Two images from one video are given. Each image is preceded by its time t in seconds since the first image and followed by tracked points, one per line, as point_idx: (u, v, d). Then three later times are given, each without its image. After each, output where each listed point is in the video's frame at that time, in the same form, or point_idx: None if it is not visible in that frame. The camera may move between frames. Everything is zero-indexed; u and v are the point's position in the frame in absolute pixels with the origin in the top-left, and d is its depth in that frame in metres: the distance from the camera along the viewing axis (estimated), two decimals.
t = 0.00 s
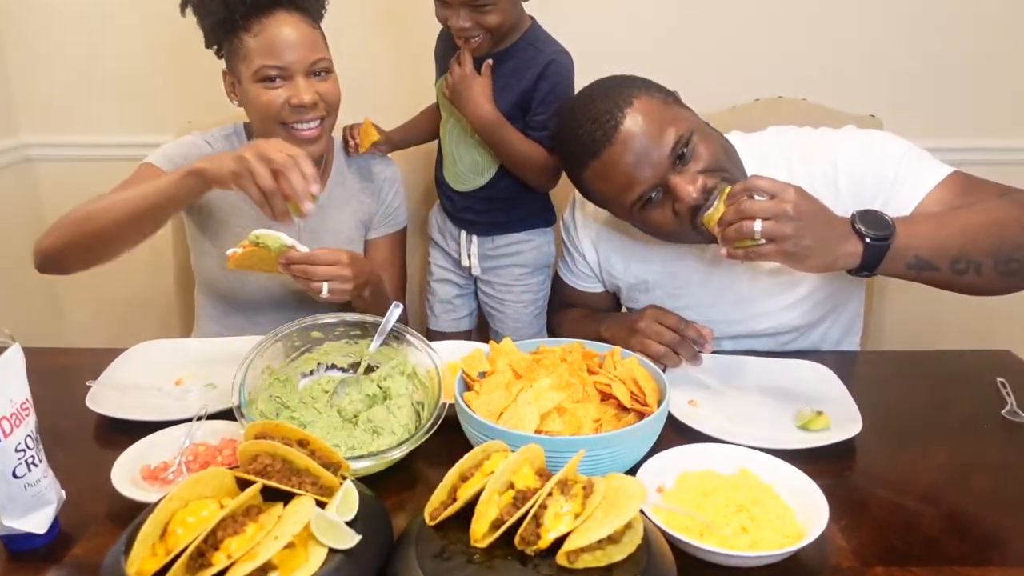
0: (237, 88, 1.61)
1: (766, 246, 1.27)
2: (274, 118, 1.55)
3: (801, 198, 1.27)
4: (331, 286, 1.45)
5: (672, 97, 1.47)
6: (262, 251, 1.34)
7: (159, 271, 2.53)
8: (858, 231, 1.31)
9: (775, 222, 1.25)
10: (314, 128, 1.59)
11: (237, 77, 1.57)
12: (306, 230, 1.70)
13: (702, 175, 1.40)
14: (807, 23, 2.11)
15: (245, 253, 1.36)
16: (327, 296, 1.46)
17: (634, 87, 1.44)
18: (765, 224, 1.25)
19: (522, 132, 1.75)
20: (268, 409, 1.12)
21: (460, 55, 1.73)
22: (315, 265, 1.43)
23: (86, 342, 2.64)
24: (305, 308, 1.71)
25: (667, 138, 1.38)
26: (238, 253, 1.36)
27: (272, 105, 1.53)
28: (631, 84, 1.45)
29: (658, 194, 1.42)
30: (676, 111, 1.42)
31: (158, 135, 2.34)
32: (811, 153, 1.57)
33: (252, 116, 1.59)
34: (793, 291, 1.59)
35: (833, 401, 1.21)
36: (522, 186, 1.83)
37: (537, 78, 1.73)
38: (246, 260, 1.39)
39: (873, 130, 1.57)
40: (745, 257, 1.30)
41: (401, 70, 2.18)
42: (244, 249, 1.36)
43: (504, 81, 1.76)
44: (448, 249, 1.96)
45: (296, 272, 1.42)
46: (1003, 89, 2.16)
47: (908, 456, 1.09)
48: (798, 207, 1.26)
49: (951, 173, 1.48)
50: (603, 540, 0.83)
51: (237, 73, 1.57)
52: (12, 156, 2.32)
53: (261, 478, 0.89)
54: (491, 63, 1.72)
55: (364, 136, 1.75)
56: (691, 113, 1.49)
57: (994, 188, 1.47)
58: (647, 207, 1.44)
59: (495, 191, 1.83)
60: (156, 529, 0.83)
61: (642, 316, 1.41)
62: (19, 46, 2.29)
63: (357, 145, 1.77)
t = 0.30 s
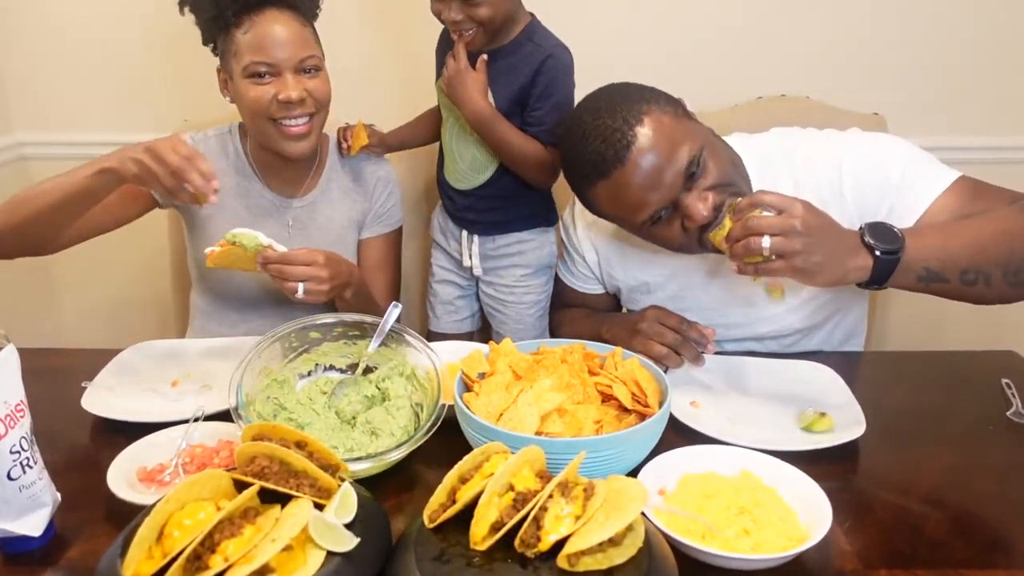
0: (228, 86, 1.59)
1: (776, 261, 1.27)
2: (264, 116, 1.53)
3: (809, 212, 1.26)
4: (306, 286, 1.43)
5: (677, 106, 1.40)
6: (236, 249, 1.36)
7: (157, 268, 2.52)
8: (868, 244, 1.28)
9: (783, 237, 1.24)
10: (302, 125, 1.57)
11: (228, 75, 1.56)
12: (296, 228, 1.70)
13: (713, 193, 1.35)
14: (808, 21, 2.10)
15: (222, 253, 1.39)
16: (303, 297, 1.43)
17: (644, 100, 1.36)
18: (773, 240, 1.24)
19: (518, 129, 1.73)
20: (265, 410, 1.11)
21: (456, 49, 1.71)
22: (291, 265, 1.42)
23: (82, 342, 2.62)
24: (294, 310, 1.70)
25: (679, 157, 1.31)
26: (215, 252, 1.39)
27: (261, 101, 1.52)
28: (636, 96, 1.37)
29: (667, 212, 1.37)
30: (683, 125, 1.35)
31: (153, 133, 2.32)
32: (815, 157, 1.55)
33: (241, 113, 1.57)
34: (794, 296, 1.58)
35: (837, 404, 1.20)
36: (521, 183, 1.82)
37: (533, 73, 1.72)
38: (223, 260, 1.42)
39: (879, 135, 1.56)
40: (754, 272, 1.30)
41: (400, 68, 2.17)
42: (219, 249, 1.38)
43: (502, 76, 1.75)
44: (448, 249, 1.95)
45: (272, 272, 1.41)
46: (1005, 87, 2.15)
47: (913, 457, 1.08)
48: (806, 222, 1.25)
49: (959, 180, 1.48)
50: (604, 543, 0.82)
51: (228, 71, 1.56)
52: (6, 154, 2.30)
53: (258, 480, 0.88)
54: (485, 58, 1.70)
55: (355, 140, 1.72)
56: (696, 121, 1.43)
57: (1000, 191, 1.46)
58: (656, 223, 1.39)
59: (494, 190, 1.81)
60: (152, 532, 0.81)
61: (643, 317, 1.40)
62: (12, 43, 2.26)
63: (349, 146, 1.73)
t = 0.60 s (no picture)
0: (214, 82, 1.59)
1: (792, 305, 1.21)
2: (250, 113, 1.53)
3: (823, 253, 1.20)
4: (293, 298, 1.39)
5: (691, 125, 1.32)
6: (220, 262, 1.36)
7: (154, 268, 2.50)
8: (881, 275, 1.27)
9: (799, 281, 1.19)
10: (287, 125, 1.56)
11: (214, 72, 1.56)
12: (286, 226, 1.68)
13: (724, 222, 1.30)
14: (809, 20, 2.09)
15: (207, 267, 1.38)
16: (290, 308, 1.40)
17: (659, 122, 1.26)
18: (789, 283, 1.19)
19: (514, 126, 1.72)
20: (262, 412, 1.10)
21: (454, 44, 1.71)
22: (276, 278, 1.38)
23: (81, 342, 2.60)
24: (281, 314, 1.66)
25: (695, 188, 1.24)
26: (199, 266, 1.38)
27: (248, 99, 1.52)
28: (655, 117, 1.27)
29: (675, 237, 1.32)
30: (699, 150, 1.27)
31: (149, 132, 2.31)
32: (824, 160, 1.51)
33: (226, 110, 1.57)
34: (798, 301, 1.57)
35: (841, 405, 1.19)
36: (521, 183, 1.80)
37: (531, 70, 1.71)
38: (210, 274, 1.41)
39: (890, 141, 1.53)
40: (769, 312, 1.25)
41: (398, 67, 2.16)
42: (204, 263, 1.38)
43: (501, 73, 1.74)
44: (450, 249, 1.94)
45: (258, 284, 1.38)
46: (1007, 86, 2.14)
47: (917, 458, 1.07)
48: (821, 263, 1.19)
49: (966, 188, 1.44)
50: (605, 546, 0.81)
51: (215, 68, 1.55)
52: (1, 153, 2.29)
53: (255, 482, 0.87)
54: (481, 55, 1.69)
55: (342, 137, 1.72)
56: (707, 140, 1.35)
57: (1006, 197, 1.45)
58: (662, 246, 1.34)
59: (494, 189, 1.81)
60: (148, 534, 0.80)
61: (644, 319, 1.38)
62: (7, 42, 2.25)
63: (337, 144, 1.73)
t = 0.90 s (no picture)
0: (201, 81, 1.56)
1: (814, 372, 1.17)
2: (243, 114, 1.51)
3: (835, 318, 1.17)
4: (277, 311, 1.35)
5: (716, 148, 1.27)
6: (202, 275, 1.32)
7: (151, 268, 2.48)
8: (887, 322, 1.22)
9: (817, 348, 1.16)
10: (281, 129, 1.55)
11: (203, 69, 1.54)
12: (269, 224, 1.67)
13: (721, 252, 1.29)
14: (809, 18, 2.08)
15: (188, 282, 1.34)
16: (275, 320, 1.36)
17: (685, 146, 1.22)
18: (808, 352, 1.15)
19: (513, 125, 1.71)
20: (260, 413, 1.09)
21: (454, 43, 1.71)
22: (260, 291, 1.34)
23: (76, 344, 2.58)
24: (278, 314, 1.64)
25: (704, 216, 1.22)
26: (181, 280, 1.33)
27: (242, 99, 1.50)
28: (682, 134, 1.23)
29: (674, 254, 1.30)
30: (718, 180, 1.24)
31: (146, 131, 2.30)
32: (831, 162, 1.50)
33: (217, 110, 1.55)
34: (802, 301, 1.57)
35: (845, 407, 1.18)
36: (521, 182, 1.79)
37: (532, 67, 1.70)
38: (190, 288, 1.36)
39: (902, 149, 1.50)
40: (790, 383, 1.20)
41: (394, 65, 2.18)
42: (186, 276, 1.33)
43: (501, 71, 1.73)
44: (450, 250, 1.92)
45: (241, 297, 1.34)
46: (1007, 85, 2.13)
47: (921, 460, 1.06)
48: (835, 327, 1.16)
49: (973, 203, 1.42)
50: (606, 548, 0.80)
51: (204, 67, 1.54)
52: None
53: (253, 484, 0.86)
54: (481, 53, 1.68)
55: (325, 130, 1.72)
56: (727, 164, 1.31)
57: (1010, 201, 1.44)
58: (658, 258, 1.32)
59: (494, 187, 1.79)
60: (145, 537, 0.79)
61: (643, 320, 1.37)
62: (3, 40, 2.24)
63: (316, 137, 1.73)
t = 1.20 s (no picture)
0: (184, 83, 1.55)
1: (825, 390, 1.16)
2: (234, 116, 1.51)
3: (835, 334, 1.17)
4: (270, 317, 1.34)
5: (736, 124, 1.28)
6: (192, 280, 1.32)
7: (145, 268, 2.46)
8: (880, 329, 1.20)
9: (824, 366, 1.15)
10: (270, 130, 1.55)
11: (187, 71, 1.52)
12: (252, 224, 1.66)
13: (723, 227, 1.28)
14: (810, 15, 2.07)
15: (179, 286, 1.34)
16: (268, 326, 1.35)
17: (709, 111, 1.22)
18: (816, 371, 1.14)
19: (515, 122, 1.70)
20: (257, 414, 1.08)
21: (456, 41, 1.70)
22: (253, 296, 1.33)
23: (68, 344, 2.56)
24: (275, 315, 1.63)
25: (717, 181, 1.22)
26: (170, 284, 1.34)
27: (232, 101, 1.50)
28: (706, 98, 1.23)
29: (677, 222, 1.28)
30: (737, 150, 1.25)
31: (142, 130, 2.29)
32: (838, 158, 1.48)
33: (202, 111, 1.54)
34: (807, 295, 1.55)
35: (847, 408, 1.17)
36: (524, 182, 1.78)
37: (536, 66, 1.69)
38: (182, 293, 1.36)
39: (908, 149, 1.50)
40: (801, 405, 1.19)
41: (388, 60, 2.17)
42: (176, 281, 1.34)
43: (504, 71, 1.72)
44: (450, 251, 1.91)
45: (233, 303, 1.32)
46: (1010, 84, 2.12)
47: (924, 462, 1.05)
48: (839, 342, 1.15)
49: (976, 208, 1.42)
50: (607, 551, 0.79)
51: (188, 67, 1.52)
52: None
53: (250, 486, 0.85)
54: (484, 54, 1.67)
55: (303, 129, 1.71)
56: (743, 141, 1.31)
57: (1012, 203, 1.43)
58: (659, 225, 1.30)
59: (495, 188, 1.79)
60: (140, 540, 0.78)
61: (643, 321, 1.36)
62: None
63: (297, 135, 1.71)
